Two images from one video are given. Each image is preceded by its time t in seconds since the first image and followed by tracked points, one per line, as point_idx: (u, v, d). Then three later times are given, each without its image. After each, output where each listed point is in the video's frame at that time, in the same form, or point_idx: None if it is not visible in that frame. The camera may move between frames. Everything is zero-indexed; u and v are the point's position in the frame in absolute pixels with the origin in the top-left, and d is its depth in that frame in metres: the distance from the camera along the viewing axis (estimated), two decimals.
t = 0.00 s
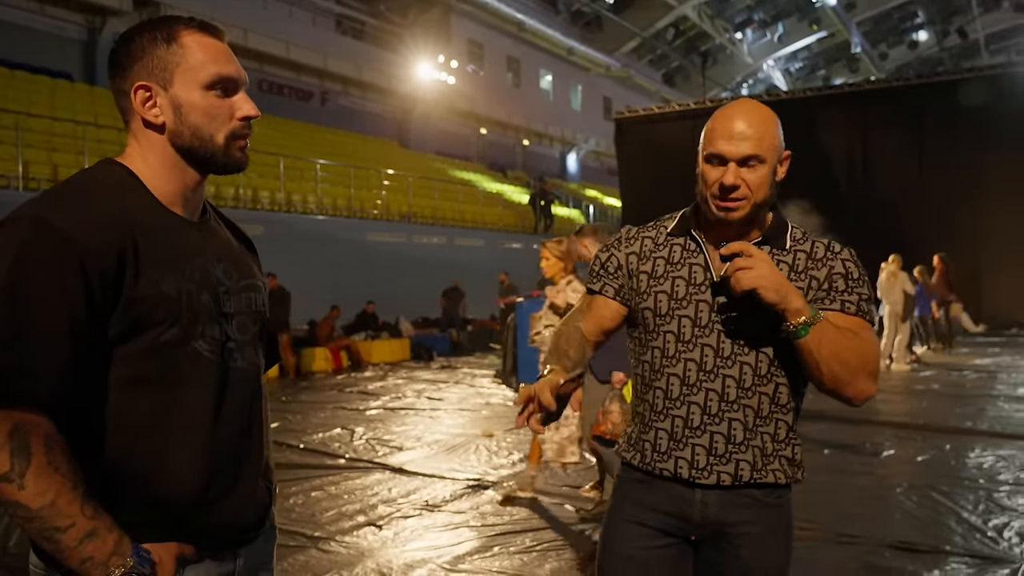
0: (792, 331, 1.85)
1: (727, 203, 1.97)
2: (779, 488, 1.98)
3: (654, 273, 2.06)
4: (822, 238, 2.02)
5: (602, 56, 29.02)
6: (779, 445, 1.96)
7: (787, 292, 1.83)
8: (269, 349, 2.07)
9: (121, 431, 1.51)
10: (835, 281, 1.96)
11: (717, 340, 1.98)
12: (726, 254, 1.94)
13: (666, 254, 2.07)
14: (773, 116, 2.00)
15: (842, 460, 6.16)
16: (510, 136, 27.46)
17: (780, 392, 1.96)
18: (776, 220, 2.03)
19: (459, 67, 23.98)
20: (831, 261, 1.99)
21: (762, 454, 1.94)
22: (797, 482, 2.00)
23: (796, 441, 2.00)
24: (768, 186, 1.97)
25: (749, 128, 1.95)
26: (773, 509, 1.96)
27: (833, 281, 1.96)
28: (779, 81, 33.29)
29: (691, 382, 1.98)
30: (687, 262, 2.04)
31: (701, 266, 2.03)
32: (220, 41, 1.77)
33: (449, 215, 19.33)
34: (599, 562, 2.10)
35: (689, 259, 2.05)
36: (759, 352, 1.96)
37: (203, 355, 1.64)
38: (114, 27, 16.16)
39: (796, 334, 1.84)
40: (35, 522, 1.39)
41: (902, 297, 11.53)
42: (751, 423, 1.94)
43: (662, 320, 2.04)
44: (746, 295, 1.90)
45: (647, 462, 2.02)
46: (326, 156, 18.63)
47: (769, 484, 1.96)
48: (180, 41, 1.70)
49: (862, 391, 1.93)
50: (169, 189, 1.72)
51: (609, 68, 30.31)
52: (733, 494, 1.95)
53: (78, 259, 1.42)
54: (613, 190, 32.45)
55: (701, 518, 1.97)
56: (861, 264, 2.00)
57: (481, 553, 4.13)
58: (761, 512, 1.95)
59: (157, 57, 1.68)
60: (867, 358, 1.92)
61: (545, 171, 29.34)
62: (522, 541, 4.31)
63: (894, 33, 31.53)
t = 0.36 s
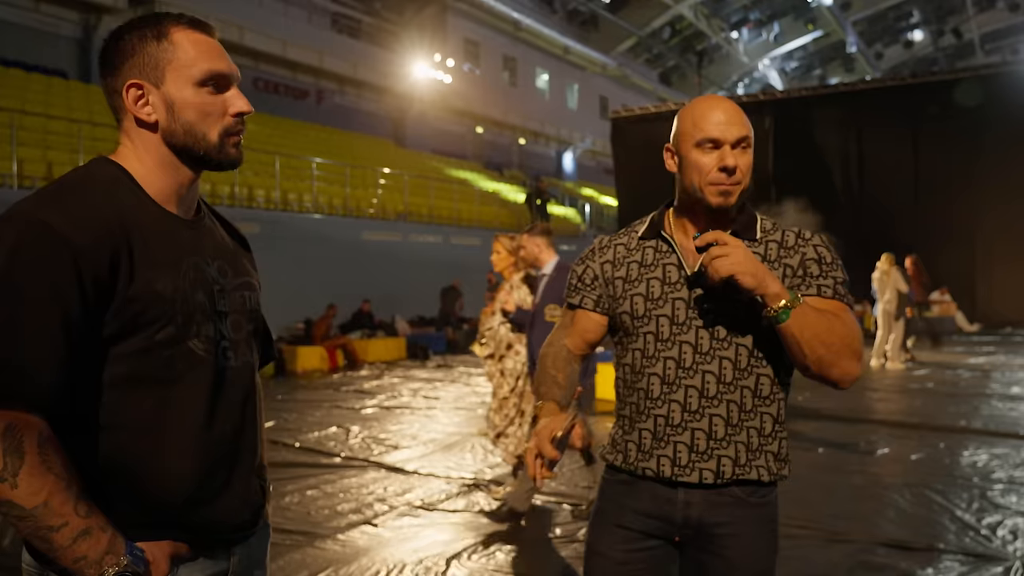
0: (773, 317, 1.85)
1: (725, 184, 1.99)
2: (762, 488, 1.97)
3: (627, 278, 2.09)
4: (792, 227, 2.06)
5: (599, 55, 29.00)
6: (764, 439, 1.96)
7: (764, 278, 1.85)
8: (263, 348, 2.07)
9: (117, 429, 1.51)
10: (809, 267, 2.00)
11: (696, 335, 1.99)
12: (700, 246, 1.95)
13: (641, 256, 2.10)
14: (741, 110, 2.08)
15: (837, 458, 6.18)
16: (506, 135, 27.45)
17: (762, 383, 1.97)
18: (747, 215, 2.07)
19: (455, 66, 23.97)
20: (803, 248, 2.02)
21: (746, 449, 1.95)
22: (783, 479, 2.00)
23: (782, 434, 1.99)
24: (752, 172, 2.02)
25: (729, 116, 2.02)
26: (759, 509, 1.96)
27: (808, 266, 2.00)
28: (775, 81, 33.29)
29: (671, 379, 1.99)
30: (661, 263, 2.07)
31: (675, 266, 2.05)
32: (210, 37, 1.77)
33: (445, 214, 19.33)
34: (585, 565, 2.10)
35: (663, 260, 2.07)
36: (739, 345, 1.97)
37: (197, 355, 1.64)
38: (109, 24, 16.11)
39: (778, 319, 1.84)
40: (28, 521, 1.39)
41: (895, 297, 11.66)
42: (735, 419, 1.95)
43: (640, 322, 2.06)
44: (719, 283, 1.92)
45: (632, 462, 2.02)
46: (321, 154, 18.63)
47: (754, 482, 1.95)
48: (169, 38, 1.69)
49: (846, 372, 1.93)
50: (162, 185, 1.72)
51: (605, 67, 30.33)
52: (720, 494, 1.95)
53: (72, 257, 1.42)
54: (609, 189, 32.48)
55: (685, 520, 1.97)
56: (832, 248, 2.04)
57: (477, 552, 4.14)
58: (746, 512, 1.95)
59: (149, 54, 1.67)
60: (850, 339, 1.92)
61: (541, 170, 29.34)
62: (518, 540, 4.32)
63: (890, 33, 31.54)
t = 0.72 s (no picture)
0: (769, 294, 1.86)
1: (693, 174, 2.03)
2: (750, 484, 1.98)
3: (611, 269, 2.10)
4: (770, 216, 2.08)
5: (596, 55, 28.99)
6: (752, 426, 1.97)
7: (762, 255, 1.84)
8: (261, 344, 2.08)
9: (113, 427, 1.51)
10: (792, 252, 2.00)
11: (682, 323, 2.00)
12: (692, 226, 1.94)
13: (621, 249, 2.12)
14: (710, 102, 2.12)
15: (831, 459, 6.19)
16: (503, 134, 27.41)
17: (748, 368, 1.98)
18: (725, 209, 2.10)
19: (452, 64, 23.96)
20: (783, 235, 2.03)
21: (734, 437, 1.95)
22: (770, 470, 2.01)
23: (769, 423, 2.01)
24: (724, 161, 2.06)
25: (700, 108, 2.05)
26: (745, 508, 1.96)
27: (791, 252, 2.00)
28: (772, 82, 33.31)
29: (657, 368, 2.00)
30: (643, 254, 2.09)
31: (657, 256, 2.07)
32: (211, 34, 1.77)
33: (441, 213, 19.33)
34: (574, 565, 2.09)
35: (644, 252, 2.09)
36: (725, 331, 1.98)
37: (194, 352, 1.64)
38: (105, 21, 16.06)
39: (774, 296, 1.85)
40: (24, 517, 1.39)
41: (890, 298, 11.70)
42: (723, 407, 1.95)
43: (625, 313, 2.06)
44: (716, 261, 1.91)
45: (620, 455, 2.01)
46: (317, 152, 18.62)
47: (740, 475, 1.96)
48: (170, 33, 1.69)
49: (842, 349, 1.93)
50: (160, 181, 1.72)
51: (602, 67, 30.34)
52: (706, 493, 1.95)
53: (67, 252, 1.42)
54: (605, 189, 32.51)
55: (673, 520, 1.97)
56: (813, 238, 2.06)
57: (472, 550, 4.15)
58: (732, 512, 1.95)
59: (150, 50, 1.67)
60: (841, 314, 1.93)
61: (538, 170, 29.34)
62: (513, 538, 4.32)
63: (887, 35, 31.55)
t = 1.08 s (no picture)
0: (749, 295, 1.86)
1: (668, 184, 2.03)
2: (731, 485, 1.97)
3: (599, 270, 2.11)
4: (757, 222, 2.09)
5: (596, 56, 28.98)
6: (732, 427, 1.97)
7: (740, 255, 1.86)
8: (258, 340, 2.08)
9: (110, 418, 1.51)
10: (776, 256, 2.00)
11: (666, 322, 2.00)
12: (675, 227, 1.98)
13: (611, 251, 2.13)
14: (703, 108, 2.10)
15: (826, 463, 6.20)
16: (502, 133, 27.37)
17: (732, 368, 1.98)
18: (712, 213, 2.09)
19: (452, 62, 23.96)
20: (769, 239, 2.04)
21: (715, 437, 1.95)
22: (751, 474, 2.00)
23: (751, 425, 2.00)
24: (703, 172, 2.04)
25: (685, 118, 2.03)
26: (727, 510, 1.95)
27: (775, 256, 2.00)
28: (772, 85, 33.32)
29: (640, 366, 2.00)
30: (631, 256, 2.09)
31: (645, 258, 2.08)
32: (216, 28, 1.77)
33: (439, 211, 19.34)
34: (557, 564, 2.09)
35: (633, 253, 2.10)
36: (709, 331, 1.99)
37: (191, 344, 1.64)
38: (106, 13, 16.03)
39: (753, 296, 1.85)
40: (20, 504, 1.39)
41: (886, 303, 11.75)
42: (705, 407, 1.95)
43: (610, 313, 2.06)
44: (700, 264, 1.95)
45: (603, 453, 2.01)
46: (316, 148, 18.60)
47: (722, 476, 1.95)
48: (176, 27, 1.69)
49: (823, 353, 1.90)
50: (160, 172, 1.71)
51: (602, 68, 30.36)
52: (689, 493, 1.94)
53: (65, 241, 1.41)
54: (604, 190, 32.53)
55: (655, 521, 1.96)
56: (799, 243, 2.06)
57: (464, 549, 4.14)
58: (714, 513, 1.94)
59: (154, 42, 1.67)
60: (824, 320, 1.91)
61: (537, 169, 29.35)
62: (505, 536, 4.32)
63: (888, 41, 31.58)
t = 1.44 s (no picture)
0: (729, 308, 1.85)
1: (661, 190, 2.03)
2: (714, 490, 1.96)
3: (589, 274, 2.12)
4: (751, 230, 2.08)
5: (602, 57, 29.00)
6: (714, 435, 1.97)
7: (722, 267, 1.85)
8: (251, 330, 2.08)
9: (102, 404, 1.50)
10: (767, 267, 2.00)
11: (652, 329, 2.00)
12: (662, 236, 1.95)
13: (604, 254, 2.14)
14: (704, 114, 2.09)
15: (816, 471, 6.22)
16: (504, 131, 27.36)
17: (716, 378, 1.98)
18: (708, 218, 2.09)
19: (456, 58, 23.96)
20: (762, 249, 2.03)
21: (696, 444, 1.94)
22: (734, 482, 2.00)
23: (735, 434, 2.00)
24: (699, 179, 2.03)
25: (684, 124, 2.03)
26: (709, 515, 1.94)
27: (766, 267, 2.00)
28: (775, 92, 33.39)
29: (625, 371, 2.00)
30: (623, 260, 2.10)
31: (636, 263, 2.08)
32: (221, 17, 1.76)
33: (440, 207, 19.35)
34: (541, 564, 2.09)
35: (625, 257, 2.11)
36: (694, 340, 1.98)
37: (186, 331, 1.64)
38: None
39: (734, 310, 1.84)
40: (11, 487, 1.38)
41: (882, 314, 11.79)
42: (688, 414, 1.95)
43: (599, 317, 2.07)
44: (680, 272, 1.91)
45: (587, 456, 2.01)
46: (318, 140, 18.57)
47: (704, 483, 1.94)
48: (180, 14, 1.68)
49: (805, 368, 1.92)
50: (160, 160, 1.71)
51: (607, 69, 30.39)
52: (671, 497, 1.94)
53: (66, 225, 1.41)
54: (604, 191, 32.56)
55: (636, 523, 1.96)
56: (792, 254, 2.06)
57: (452, 546, 4.13)
58: (696, 518, 1.93)
59: (158, 28, 1.67)
60: (807, 335, 1.92)
61: (538, 168, 29.34)
62: (494, 535, 4.31)
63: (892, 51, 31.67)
